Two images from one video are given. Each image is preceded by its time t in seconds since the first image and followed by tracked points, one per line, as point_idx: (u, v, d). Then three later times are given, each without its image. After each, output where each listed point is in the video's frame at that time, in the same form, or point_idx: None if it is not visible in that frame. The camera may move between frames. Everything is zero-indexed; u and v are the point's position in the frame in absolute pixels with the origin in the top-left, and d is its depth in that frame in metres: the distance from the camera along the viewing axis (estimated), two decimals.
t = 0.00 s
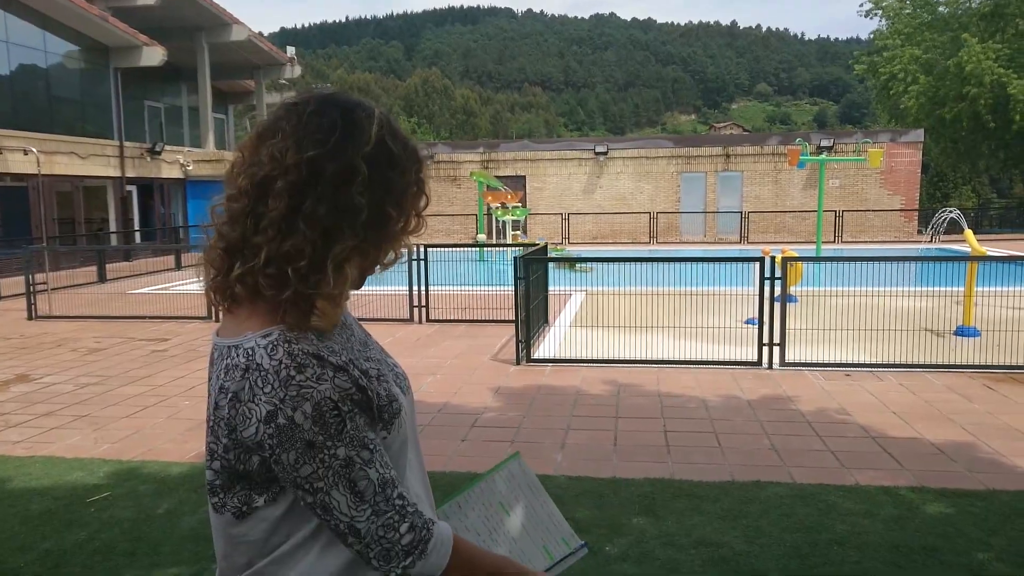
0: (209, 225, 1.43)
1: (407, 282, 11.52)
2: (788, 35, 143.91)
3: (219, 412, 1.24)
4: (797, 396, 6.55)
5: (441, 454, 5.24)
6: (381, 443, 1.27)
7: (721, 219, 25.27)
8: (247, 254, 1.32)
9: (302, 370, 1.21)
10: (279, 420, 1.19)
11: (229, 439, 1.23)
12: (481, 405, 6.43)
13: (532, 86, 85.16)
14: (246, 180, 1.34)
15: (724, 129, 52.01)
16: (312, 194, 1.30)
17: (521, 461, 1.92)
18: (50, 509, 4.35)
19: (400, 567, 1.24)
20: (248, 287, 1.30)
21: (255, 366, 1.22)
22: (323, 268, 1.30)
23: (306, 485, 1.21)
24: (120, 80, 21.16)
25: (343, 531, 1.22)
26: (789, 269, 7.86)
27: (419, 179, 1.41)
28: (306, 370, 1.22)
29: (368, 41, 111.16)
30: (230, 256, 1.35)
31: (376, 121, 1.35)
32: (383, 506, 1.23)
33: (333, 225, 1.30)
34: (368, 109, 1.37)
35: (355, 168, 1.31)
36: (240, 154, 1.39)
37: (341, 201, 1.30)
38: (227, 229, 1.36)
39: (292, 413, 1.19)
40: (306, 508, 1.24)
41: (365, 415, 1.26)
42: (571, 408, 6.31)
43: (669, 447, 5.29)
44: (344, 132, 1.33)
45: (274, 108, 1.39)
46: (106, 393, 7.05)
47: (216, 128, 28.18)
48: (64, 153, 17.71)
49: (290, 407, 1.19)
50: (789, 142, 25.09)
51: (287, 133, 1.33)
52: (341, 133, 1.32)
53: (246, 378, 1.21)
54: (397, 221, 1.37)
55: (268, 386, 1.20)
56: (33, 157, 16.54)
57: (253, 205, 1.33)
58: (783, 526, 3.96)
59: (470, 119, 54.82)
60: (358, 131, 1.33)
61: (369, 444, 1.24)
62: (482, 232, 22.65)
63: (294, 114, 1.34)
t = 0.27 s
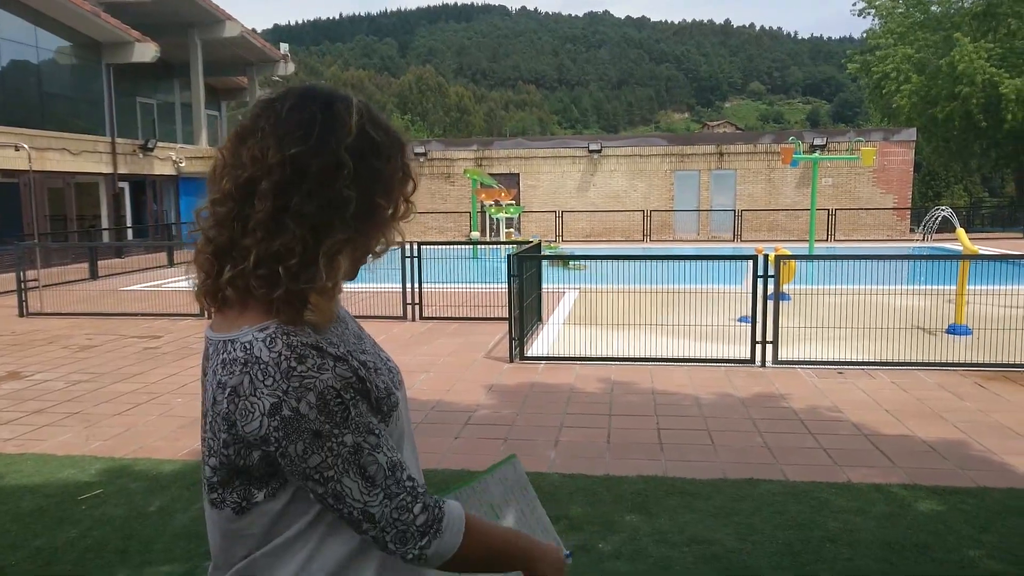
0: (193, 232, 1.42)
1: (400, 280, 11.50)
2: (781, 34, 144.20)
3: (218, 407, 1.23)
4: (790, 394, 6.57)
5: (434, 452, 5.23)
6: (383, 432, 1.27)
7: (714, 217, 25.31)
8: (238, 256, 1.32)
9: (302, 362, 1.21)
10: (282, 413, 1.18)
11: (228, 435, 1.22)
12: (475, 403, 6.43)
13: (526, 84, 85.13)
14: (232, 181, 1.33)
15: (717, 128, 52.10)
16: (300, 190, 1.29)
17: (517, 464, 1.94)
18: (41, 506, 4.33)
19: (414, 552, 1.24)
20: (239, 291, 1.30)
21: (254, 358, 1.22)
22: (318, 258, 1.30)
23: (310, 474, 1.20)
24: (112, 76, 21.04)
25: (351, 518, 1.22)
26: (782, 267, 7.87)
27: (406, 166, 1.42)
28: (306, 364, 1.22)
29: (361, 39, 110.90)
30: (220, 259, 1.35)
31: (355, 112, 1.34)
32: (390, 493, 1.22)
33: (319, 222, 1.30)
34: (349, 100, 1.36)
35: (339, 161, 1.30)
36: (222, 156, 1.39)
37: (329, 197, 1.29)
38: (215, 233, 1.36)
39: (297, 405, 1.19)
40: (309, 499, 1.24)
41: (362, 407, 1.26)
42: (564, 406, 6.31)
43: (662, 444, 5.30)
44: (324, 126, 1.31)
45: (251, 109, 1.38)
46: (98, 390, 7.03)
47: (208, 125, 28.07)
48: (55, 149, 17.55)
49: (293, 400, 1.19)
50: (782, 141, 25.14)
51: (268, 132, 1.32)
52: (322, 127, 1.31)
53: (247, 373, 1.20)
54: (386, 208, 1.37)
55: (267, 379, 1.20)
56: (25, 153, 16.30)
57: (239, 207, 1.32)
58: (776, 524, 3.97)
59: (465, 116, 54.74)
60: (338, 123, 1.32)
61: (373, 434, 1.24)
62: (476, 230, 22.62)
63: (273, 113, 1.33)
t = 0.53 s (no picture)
0: (168, 250, 1.41)
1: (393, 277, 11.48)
2: (774, 33, 144.47)
3: (227, 407, 1.22)
4: (782, 391, 6.59)
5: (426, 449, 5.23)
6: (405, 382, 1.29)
7: (706, 215, 25.35)
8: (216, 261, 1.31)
9: (306, 343, 1.21)
10: (305, 396, 1.19)
11: (245, 431, 1.22)
12: (467, 400, 6.42)
13: (519, 81, 85.07)
14: (196, 191, 1.32)
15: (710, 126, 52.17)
16: (263, 183, 1.27)
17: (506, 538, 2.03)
18: (31, 504, 4.31)
19: (478, 467, 1.30)
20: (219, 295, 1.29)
21: (257, 350, 1.21)
22: (309, 241, 1.29)
23: (355, 439, 1.22)
24: (103, 72, 20.90)
25: (408, 464, 1.25)
26: (774, 265, 7.88)
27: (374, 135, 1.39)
28: (309, 345, 1.21)
29: (355, 35, 110.61)
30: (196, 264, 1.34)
31: (304, 94, 1.31)
32: (435, 427, 1.26)
33: (282, 212, 1.27)
34: (293, 82, 1.32)
35: (297, 147, 1.28)
36: (182, 167, 1.37)
37: (297, 183, 1.27)
38: (187, 245, 1.35)
39: (316, 385, 1.19)
40: (354, 461, 1.26)
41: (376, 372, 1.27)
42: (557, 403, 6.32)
43: (654, 442, 5.31)
44: (273, 116, 1.28)
45: (198, 114, 1.36)
46: (90, 387, 7.00)
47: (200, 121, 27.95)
48: (47, 145, 17.48)
49: (311, 380, 1.19)
50: (775, 139, 25.20)
51: (220, 133, 1.30)
52: (270, 116, 1.28)
53: (256, 367, 1.19)
54: (360, 181, 1.35)
55: (274, 369, 1.19)
56: (15, 149, 16.24)
57: (206, 212, 1.31)
58: (768, 521, 3.99)
59: (458, 113, 54.65)
60: (285, 107, 1.29)
61: (397, 384, 1.26)
62: (469, 227, 22.59)
63: (220, 114, 1.31)
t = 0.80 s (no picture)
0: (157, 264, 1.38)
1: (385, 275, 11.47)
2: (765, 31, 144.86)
3: (242, 404, 1.21)
4: (773, 389, 6.61)
5: (418, 447, 5.21)
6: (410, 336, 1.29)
7: (698, 214, 25.38)
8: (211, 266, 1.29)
9: (314, 328, 1.21)
10: (323, 376, 1.19)
11: (267, 423, 1.22)
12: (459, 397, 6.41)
13: (512, 79, 84.98)
14: (181, 199, 1.30)
15: (702, 124, 52.28)
16: (250, 176, 1.25)
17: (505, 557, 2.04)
18: (20, 502, 4.28)
19: (497, 392, 1.29)
20: (222, 299, 1.28)
21: (267, 340, 1.20)
22: (309, 220, 1.29)
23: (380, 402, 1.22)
24: (93, 68, 20.75)
25: (434, 412, 1.24)
26: (765, 263, 7.90)
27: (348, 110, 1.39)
28: (317, 326, 1.21)
29: (347, 32, 110.24)
30: (192, 277, 1.31)
31: (272, 81, 1.30)
32: (451, 366, 1.25)
33: (280, 201, 1.26)
34: (259, 71, 1.31)
35: (278, 134, 1.27)
36: (161, 182, 1.35)
37: (287, 169, 1.26)
38: (177, 258, 1.33)
39: (333, 362, 1.19)
40: (380, 427, 1.26)
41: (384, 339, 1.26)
42: (550, 401, 6.32)
43: (647, 440, 5.32)
44: (248, 108, 1.27)
45: (169, 127, 1.34)
46: (79, 385, 6.95)
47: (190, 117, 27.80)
48: (36, 141, 17.38)
49: (326, 358, 1.19)
50: (766, 137, 25.26)
51: (197, 135, 1.28)
52: (247, 110, 1.27)
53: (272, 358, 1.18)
54: (343, 154, 1.34)
55: (287, 358, 1.19)
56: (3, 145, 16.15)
57: (194, 220, 1.29)
58: (759, 518, 4.00)
59: (450, 111, 54.62)
60: (257, 97, 1.28)
61: (403, 339, 1.26)
62: (461, 225, 22.57)
63: (194, 119, 1.29)
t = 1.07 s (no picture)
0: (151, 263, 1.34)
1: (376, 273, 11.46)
2: (756, 31, 145.22)
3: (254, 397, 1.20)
4: (764, 387, 6.64)
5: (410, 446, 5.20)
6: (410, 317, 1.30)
7: (689, 212, 25.27)
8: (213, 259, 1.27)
9: (326, 315, 1.22)
10: (339, 363, 1.19)
11: (282, 415, 1.21)
12: (451, 395, 6.41)
13: (503, 77, 84.94)
14: (178, 192, 1.27)
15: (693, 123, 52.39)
16: (253, 163, 1.25)
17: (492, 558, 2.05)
18: (8, 501, 4.25)
19: (496, 360, 1.32)
20: (227, 293, 1.26)
21: (279, 330, 1.20)
22: (314, 208, 1.29)
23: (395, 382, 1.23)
24: (82, 64, 20.60)
25: (440, 388, 1.27)
26: (756, 261, 7.92)
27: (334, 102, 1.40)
28: (326, 313, 1.22)
29: (338, 29, 109.90)
30: (193, 272, 1.29)
31: (261, 71, 1.30)
32: (454, 341, 1.27)
33: (282, 187, 1.26)
34: (243, 62, 1.30)
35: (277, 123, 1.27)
36: (152, 182, 1.33)
37: (290, 158, 1.27)
38: (174, 256, 1.30)
39: (346, 347, 1.20)
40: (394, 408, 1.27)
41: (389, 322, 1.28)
42: (542, 399, 6.33)
43: (638, 437, 5.33)
44: (244, 98, 1.27)
45: (158, 123, 1.32)
46: (68, 383, 6.91)
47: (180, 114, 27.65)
48: (24, 138, 17.28)
49: (340, 344, 1.19)
50: (757, 136, 25.33)
51: (190, 128, 1.27)
52: (242, 100, 1.26)
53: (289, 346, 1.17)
54: (337, 141, 1.35)
55: (302, 347, 1.18)
56: None
57: (192, 214, 1.27)
58: (750, 515, 4.01)
59: (441, 109, 54.58)
60: (251, 88, 1.28)
61: (405, 320, 1.28)
62: (452, 223, 22.52)
63: (186, 113, 1.28)
